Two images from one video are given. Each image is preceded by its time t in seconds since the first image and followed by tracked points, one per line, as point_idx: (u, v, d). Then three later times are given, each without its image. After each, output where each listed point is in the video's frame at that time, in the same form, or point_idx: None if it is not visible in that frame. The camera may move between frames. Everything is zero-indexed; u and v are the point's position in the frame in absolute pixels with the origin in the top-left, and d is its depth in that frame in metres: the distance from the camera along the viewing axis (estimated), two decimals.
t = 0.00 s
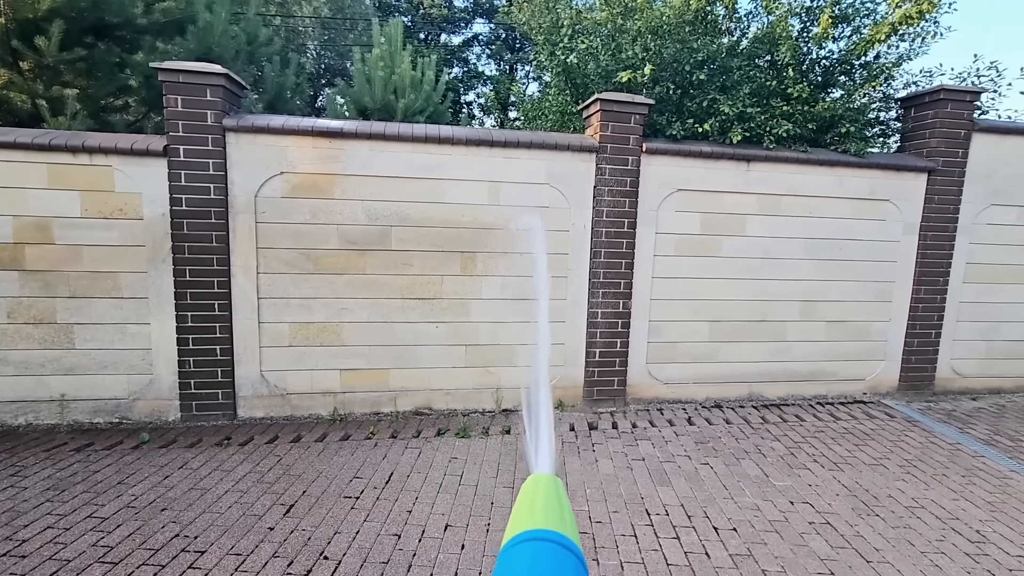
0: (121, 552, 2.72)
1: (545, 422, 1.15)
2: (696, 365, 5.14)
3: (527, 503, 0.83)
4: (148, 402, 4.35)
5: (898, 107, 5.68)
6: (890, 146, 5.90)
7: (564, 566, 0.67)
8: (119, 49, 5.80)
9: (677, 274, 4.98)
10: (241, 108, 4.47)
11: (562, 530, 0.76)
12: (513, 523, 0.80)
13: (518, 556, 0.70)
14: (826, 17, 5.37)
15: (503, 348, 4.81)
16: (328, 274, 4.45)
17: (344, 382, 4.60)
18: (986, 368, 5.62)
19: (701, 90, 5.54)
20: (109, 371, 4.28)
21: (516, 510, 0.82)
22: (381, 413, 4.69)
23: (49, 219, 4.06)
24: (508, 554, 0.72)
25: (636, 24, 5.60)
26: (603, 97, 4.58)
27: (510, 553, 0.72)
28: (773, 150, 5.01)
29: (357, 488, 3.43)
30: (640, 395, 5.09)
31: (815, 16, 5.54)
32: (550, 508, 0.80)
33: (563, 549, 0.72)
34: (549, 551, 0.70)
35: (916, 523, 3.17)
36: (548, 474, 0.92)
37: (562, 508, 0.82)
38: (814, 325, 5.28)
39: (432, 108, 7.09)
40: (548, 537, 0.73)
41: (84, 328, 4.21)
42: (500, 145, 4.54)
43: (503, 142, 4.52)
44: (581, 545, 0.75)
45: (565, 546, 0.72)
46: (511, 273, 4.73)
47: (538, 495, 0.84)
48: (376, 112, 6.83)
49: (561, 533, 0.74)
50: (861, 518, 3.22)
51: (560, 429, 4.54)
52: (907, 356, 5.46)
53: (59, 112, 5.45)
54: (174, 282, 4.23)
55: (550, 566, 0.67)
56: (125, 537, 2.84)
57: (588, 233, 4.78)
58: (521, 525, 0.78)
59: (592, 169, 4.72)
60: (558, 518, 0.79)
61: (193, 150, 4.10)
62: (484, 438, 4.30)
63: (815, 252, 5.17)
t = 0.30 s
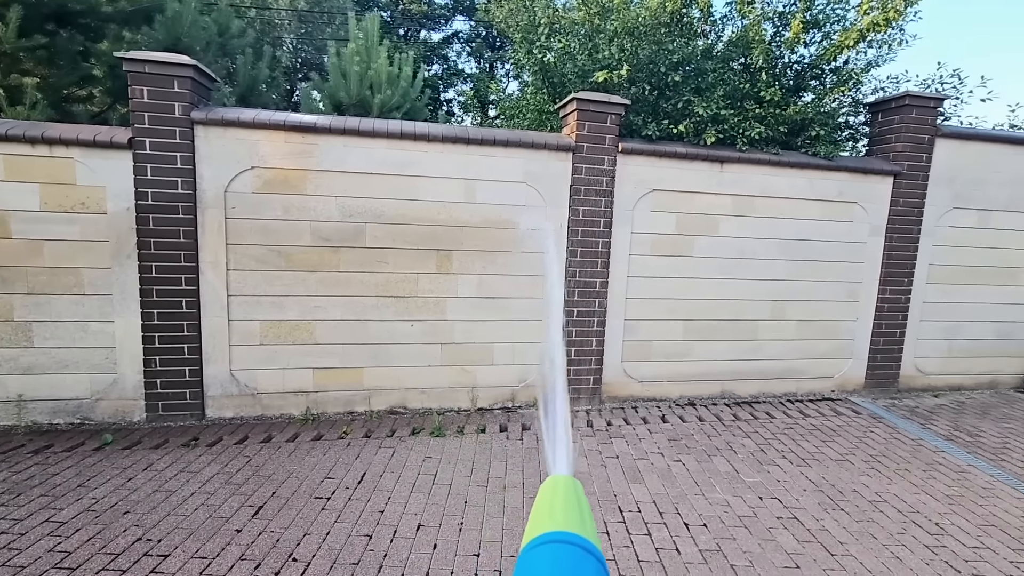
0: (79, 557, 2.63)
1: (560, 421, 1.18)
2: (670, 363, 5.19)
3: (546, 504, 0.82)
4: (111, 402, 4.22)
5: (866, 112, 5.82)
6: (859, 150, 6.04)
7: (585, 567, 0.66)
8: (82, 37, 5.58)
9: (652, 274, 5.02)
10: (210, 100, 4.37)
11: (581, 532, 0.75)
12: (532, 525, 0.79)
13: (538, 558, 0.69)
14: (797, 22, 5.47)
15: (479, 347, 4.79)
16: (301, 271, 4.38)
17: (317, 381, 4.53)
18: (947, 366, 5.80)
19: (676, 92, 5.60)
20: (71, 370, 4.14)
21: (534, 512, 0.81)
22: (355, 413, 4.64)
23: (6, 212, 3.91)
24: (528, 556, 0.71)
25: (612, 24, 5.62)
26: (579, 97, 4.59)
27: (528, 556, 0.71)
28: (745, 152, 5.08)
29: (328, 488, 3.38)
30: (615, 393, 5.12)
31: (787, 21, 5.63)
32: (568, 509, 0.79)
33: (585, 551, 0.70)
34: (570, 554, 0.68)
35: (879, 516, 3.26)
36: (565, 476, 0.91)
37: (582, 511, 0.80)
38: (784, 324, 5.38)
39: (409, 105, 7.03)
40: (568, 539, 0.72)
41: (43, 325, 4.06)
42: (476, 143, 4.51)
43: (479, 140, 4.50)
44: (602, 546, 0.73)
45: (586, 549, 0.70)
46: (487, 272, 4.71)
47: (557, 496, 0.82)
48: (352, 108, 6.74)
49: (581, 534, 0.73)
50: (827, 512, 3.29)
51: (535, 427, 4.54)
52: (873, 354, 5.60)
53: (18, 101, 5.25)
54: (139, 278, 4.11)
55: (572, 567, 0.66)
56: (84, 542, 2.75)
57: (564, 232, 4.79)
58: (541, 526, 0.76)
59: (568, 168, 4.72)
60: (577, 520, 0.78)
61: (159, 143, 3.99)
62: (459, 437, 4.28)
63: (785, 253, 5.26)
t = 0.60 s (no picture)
0: (45, 561, 2.56)
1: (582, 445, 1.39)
2: (649, 360, 5.23)
3: (566, 504, 0.83)
4: (81, 401, 4.12)
5: (841, 113, 5.92)
6: (834, 150, 6.14)
7: (606, 565, 0.68)
8: (48, 26, 5.31)
9: (632, 271, 5.05)
10: (184, 93, 4.27)
11: (601, 530, 0.76)
12: (554, 525, 0.81)
13: (560, 556, 0.71)
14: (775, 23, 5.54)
15: (460, 344, 4.77)
16: (278, 268, 4.31)
17: (295, 379, 4.47)
18: (918, 363, 5.94)
19: (657, 90, 5.63)
20: (38, 369, 4.03)
21: (555, 511, 0.84)
22: (333, 411, 4.58)
23: None
24: (550, 554, 0.73)
25: (593, 22, 5.64)
26: (560, 94, 4.59)
27: (551, 554, 0.73)
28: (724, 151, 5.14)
29: (305, 488, 3.34)
30: (595, 390, 5.14)
31: (765, 22, 5.70)
32: (588, 508, 0.82)
33: (606, 550, 0.72)
34: (592, 551, 0.70)
35: (851, 510, 3.32)
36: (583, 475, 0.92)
37: (599, 507, 0.83)
38: (761, 321, 5.45)
39: (389, 100, 6.97)
40: (590, 538, 0.74)
41: (9, 323, 3.94)
42: (456, 139, 4.48)
43: (460, 136, 4.47)
44: (624, 545, 0.75)
45: (607, 547, 0.73)
46: (467, 269, 4.69)
47: (577, 495, 0.84)
48: (331, 102, 6.66)
49: (603, 532, 0.75)
50: (801, 506, 3.34)
51: (516, 424, 4.53)
52: (847, 351, 5.70)
53: None
54: (109, 275, 4.01)
55: (593, 566, 0.67)
56: (50, 546, 2.67)
57: (545, 229, 4.79)
58: (561, 527, 0.78)
59: (549, 165, 4.72)
60: (597, 519, 0.79)
61: (130, 136, 3.89)
62: (439, 435, 4.25)
63: (763, 251, 5.33)
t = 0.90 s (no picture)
0: (17, 568, 2.50)
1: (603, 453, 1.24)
2: (633, 358, 5.26)
3: (604, 512, 0.86)
4: (57, 405, 4.04)
5: (820, 114, 6.01)
6: (814, 150, 6.23)
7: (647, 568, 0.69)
8: (21, 21, 5.16)
9: (616, 270, 5.07)
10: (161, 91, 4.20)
11: (639, 537, 0.78)
12: (592, 532, 0.83)
13: (600, 561, 0.72)
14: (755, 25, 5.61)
15: (444, 344, 4.76)
16: (259, 268, 4.26)
17: (277, 380, 4.42)
18: (895, 359, 6.05)
19: (639, 90, 5.67)
20: (11, 372, 3.94)
21: (593, 520, 0.86)
22: (316, 412, 4.54)
23: None
24: (589, 561, 0.74)
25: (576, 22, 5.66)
26: (544, 94, 4.60)
27: (592, 560, 0.74)
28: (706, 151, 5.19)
29: (287, 490, 3.30)
30: (580, 389, 5.15)
31: (746, 23, 5.77)
32: (626, 516, 0.83)
33: (647, 555, 0.74)
34: (633, 556, 0.72)
35: (830, 504, 3.37)
36: (617, 484, 0.95)
37: (637, 517, 0.85)
38: (743, 319, 5.51)
39: (372, 99, 6.92)
40: (629, 544, 0.75)
41: None
42: (439, 138, 4.47)
43: (443, 136, 4.46)
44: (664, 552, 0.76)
45: (647, 554, 0.74)
46: (452, 269, 4.68)
47: (613, 503, 0.87)
48: (313, 101, 6.60)
49: (643, 540, 0.77)
50: (781, 501, 3.38)
51: (501, 424, 4.54)
52: (827, 348, 5.78)
53: None
54: (85, 275, 3.93)
55: (634, 569, 0.69)
56: (23, 553, 2.61)
57: (529, 229, 4.80)
58: (601, 535, 0.80)
59: (533, 165, 4.73)
60: (636, 527, 0.81)
61: (106, 134, 3.81)
62: (423, 435, 4.24)
63: (744, 250, 5.39)
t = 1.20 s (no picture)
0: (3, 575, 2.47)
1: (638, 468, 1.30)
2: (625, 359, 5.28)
3: (648, 521, 0.98)
4: (44, 409, 4.00)
5: (808, 116, 6.07)
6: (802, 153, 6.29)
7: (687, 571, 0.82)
8: (7, 22, 5.11)
9: (607, 272, 5.09)
10: (150, 93, 4.18)
11: (683, 545, 0.90)
12: (638, 539, 0.95)
13: (647, 565, 0.85)
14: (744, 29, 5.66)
15: (436, 346, 4.76)
16: (249, 271, 4.24)
17: (268, 383, 4.41)
18: (883, 359, 6.11)
19: (630, 93, 5.70)
20: None
21: (638, 527, 0.98)
22: (308, 415, 4.53)
23: None
24: (638, 563, 0.87)
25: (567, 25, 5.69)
26: (535, 97, 4.60)
27: (639, 566, 0.86)
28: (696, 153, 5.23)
29: (278, 493, 3.29)
30: (573, 390, 5.17)
31: (734, 26, 5.82)
32: (669, 525, 0.95)
33: (689, 561, 0.86)
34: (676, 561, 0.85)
35: (818, 503, 3.40)
36: (661, 498, 1.06)
37: (681, 527, 0.96)
38: (733, 320, 5.55)
39: (363, 101, 6.91)
40: (672, 552, 0.87)
41: None
42: (430, 140, 4.47)
43: (434, 138, 4.46)
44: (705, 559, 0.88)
45: (690, 560, 0.86)
46: (443, 271, 4.68)
47: (657, 514, 0.99)
48: (304, 103, 6.58)
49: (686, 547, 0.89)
50: (771, 500, 3.41)
51: (493, 425, 4.54)
52: (816, 349, 5.84)
53: None
54: (73, 279, 3.90)
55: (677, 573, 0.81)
56: (9, 559, 2.59)
57: (521, 231, 4.81)
58: (649, 542, 0.92)
59: (524, 167, 4.74)
60: (678, 535, 0.93)
61: (94, 136, 3.79)
62: (416, 437, 4.23)
63: (734, 251, 5.44)
